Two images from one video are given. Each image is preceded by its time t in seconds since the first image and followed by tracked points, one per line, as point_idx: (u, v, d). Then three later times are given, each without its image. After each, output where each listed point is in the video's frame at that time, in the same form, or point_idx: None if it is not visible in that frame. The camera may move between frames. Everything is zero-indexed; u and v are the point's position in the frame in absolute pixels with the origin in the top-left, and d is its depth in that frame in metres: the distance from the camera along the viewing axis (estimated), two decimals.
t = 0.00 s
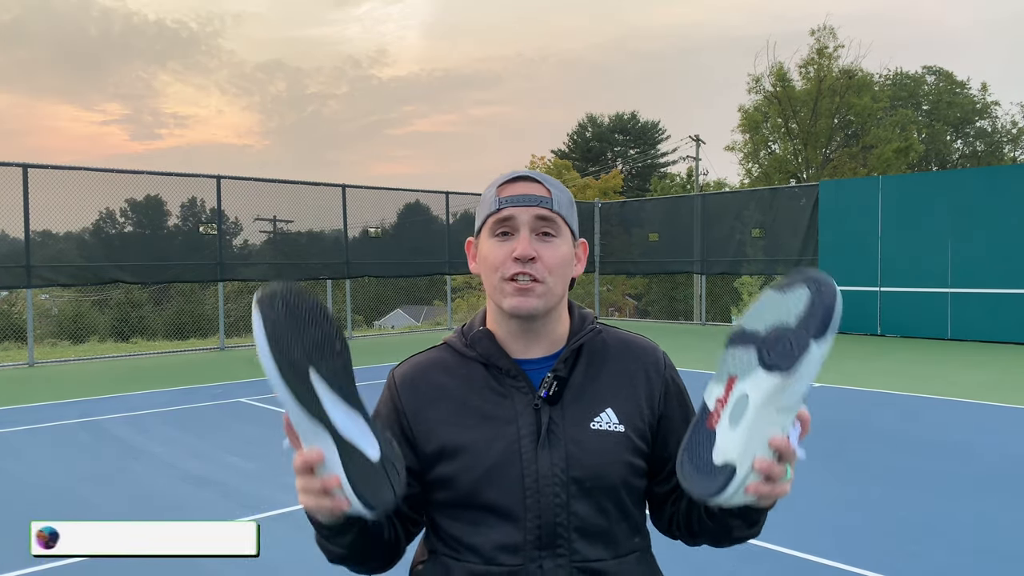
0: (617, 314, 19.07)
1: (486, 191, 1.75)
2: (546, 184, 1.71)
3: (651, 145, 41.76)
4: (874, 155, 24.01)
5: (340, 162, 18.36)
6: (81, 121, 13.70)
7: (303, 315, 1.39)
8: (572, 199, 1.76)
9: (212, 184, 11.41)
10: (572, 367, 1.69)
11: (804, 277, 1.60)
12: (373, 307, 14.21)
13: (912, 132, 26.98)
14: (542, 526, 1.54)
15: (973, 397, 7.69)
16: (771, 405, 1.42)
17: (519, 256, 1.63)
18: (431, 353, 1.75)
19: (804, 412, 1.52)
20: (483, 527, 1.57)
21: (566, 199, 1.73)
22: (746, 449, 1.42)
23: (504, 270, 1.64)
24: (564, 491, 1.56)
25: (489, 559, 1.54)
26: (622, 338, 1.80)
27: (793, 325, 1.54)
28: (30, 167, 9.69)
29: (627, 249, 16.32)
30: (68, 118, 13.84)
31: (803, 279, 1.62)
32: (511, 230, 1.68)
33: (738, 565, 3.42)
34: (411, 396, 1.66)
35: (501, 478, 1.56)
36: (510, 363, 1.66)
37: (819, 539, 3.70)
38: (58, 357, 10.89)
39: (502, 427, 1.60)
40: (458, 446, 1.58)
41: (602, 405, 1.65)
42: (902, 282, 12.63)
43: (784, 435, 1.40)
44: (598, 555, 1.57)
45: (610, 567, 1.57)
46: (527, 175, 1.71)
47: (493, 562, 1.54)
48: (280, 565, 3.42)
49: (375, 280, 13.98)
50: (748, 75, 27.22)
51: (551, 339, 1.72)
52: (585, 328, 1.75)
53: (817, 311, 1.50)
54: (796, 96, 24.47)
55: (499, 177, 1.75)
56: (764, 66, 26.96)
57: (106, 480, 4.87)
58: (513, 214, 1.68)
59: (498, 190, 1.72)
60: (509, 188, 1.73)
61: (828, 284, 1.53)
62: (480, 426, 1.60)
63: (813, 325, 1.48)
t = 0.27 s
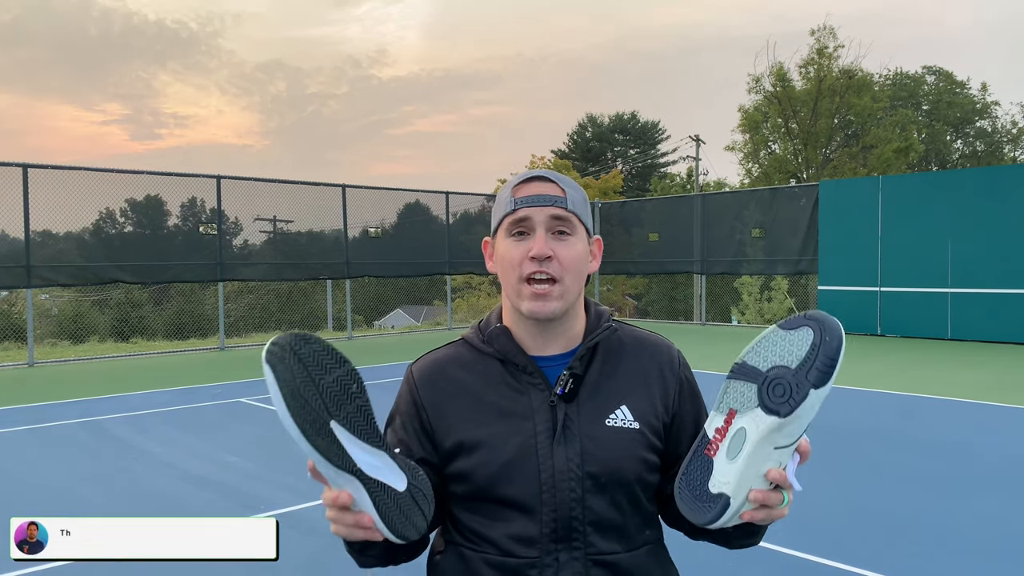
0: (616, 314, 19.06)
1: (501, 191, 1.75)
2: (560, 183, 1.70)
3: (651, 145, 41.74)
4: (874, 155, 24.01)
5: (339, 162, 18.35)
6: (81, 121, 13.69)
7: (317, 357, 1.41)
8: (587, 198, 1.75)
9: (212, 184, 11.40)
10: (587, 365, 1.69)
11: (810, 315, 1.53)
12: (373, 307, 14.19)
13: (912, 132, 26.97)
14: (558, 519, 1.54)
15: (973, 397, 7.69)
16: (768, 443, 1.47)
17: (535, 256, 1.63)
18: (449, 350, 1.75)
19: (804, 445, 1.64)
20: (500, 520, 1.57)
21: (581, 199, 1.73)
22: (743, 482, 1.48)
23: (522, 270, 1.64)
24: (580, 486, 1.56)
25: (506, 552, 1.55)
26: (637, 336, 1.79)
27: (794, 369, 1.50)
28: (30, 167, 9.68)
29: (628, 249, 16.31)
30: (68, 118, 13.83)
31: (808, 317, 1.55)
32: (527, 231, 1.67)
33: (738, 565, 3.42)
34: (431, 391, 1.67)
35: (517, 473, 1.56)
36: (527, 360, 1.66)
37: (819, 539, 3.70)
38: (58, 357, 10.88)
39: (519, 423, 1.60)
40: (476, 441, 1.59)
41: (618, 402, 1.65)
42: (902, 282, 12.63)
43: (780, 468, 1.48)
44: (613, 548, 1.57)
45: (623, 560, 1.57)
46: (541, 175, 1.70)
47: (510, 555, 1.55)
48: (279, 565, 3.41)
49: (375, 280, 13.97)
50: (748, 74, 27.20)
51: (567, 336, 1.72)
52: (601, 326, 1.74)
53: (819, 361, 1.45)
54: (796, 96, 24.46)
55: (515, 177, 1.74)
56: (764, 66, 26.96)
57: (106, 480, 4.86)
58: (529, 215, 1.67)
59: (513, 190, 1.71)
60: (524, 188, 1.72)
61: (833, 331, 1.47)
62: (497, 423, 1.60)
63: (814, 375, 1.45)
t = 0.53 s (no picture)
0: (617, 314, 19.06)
1: (509, 189, 1.76)
2: (568, 182, 1.71)
3: (651, 145, 41.75)
4: (874, 155, 24.02)
5: (339, 162, 18.36)
6: (81, 121, 13.69)
7: (321, 353, 1.41)
8: (593, 197, 1.75)
9: (212, 184, 11.40)
10: (593, 362, 1.69)
11: (806, 312, 1.53)
12: (373, 307, 14.15)
13: (912, 131, 26.98)
14: (561, 514, 1.54)
15: (973, 397, 7.69)
16: (762, 437, 1.37)
17: (542, 250, 1.63)
18: (456, 346, 1.76)
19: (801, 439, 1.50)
20: (504, 514, 1.57)
21: (587, 197, 1.73)
22: (736, 476, 1.41)
23: (528, 264, 1.64)
24: (583, 482, 1.56)
25: (508, 545, 1.55)
26: (643, 335, 1.79)
27: (788, 362, 1.45)
28: (30, 167, 9.67)
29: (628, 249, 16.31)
30: (68, 118, 13.82)
31: (805, 314, 1.54)
32: (534, 227, 1.67)
33: (738, 565, 3.42)
34: (438, 385, 1.67)
35: (521, 468, 1.56)
36: (533, 357, 1.66)
37: (819, 539, 3.69)
38: (58, 357, 10.88)
39: (524, 419, 1.60)
40: (481, 436, 1.59)
41: (622, 399, 1.64)
42: (902, 282, 12.62)
43: (778, 461, 1.36)
44: (614, 543, 1.57)
45: (626, 555, 1.56)
46: (549, 174, 1.71)
47: (512, 548, 1.55)
48: (279, 565, 3.41)
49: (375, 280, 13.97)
50: (748, 74, 27.20)
51: (573, 333, 1.72)
52: (607, 323, 1.74)
53: (812, 354, 1.39)
54: (796, 96, 24.46)
55: (522, 176, 1.75)
56: (764, 66, 26.96)
57: (106, 480, 4.86)
58: (536, 211, 1.68)
59: (521, 188, 1.72)
60: (532, 186, 1.72)
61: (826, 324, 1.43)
62: (502, 419, 1.60)
63: (806, 366, 1.37)
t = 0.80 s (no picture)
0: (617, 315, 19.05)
1: (505, 195, 1.75)
2: (563, 186, 1.70)
3: (651, 145, 41.74)
4: (874, 155, 24.02)
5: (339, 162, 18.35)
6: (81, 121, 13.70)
7: (325, 331, 1.41)
8: (589, 199, 1.75)
9: (212, 184, 11.40)
10: (591, 361, 1.69)
11: (804, 304, 1.52)
12: (373, 307, 14.14)
13: (912, 132, 26.97)
14: (557, 512, 1.54)
15: (973, 397, 7.69)
16: (754, 426, 1.40)
17: (539, 258, 1.63)
18: (457, 343, 1.76)
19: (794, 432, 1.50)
20: (500, 510, 1.58)
21: (583, 200, 1.72)
22: (724, 464, 1.44)
23: (525, 271, 1.64)
24: (579, 480, 1.55)
25: (504, 542, 1.55)
26: (642, 334, 1.79)
27: (781, 354, 1.47)
28: (30, 167, 9.67)
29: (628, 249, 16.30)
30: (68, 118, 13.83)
31: (803, 306, 1.54)
32: (532, 233, 1.67)
33: (739, 565, 3.42)
34: (438, 382, 1.67)
35: (518, 466, 1.56)
36: (532, 356, 1.65)
37: (817, 538, 3.70)
38: (58, 357, 10.88)
39: (523, 416, 1.60)
40: (479, 433, 1.59)
41: (620, 398, 1.64)
42: (902, 282, 12.63)
43: (766, 454, 1.40)
44: (610, 541, 1.56)
45: (622, 553, 1.56)
46: (544, 178, 1.70)
47: (508, 544, 1.55)
48: (279, 565, 3.41)
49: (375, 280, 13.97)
50: (748, 74, 27.20)
51: (571, 334, 1.71)
52: (606, 323, 1.73)
53: (806, 345, 1.41)
54: (796, 96, 24.47)
55: (518, 181, 1.74)
56: (764, 66, 26.97)
57: (106, 480, 4.86)
58: (533, 218, 1.68)
59: (516, 195, 1.71)
60: (527, 191, 1.72)
61: (821, 317, 1.45)
62: (501, 416, 1.60)
63: (800, 358, 1.39)
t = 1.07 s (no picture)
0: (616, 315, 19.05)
1: (497, 196, 1.75)
2: (555, 186, 1.69)
3: (651, 145, 41.73)
4: (874, 155, 24.02)
5: (339, 162, 18.36)
6: (81, 121, 13.70)
7: (315, 366, 1.44)
8: (582, 198, 1.74)
9: (212, 184, 11.40)
10: (584, 364, 1.68)
11: (808, 330, 1.50)
12: (373, 307, 14.16)
13: (912, 132, 26.97)
14: (549, 517, 1.54)
15: (973, 396, 7.70)
16: (753, 451, 1.45)
17: (532, 259, 1.63)
18: (449, 344, 1.76)
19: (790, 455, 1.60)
20: (493, 514, 1.58)
21: (576, 199, 1.72)
22: (721, 485, 1.47)
23: (519, 273, 1.64)
24: (572, 485, 1.56)
25: (496, 546, 1.56)
26: (636, 336, 1.79)
27: (782, 381, 1.48)
28: (30, 167, 9.67)
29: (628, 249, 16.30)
30: (68, 118, 13.83)
31: (804, 332, 1.53)
32: (524, 235, 1.67)
33: (738, 565, 3.42)
34: (430, 384, 1.67)
35: (511, 470, 1.56)
36: (526, 359, 1.65)
37: (817, 539, 3.70)
38: (58, 357, 10.88)
39: (516, 420, 1.60)
40: (472, 437, 1.59)
41: (613, 403, 1.64)
42: (902, 282, 12.63)
43: (762, 477, 1.46)
44: (602, 546, 1.57)
45: (614, 559, 1.57)
46: (536, 178, 1.70)
47: (500, 548, 1.56)
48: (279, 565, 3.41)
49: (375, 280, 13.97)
50: (749, 74, 27.18)
51: (565, 336, 1.71)
52: (600, 325, 1.73)
53: (807, 377, 1.42)
54: (796, 96, 24.46)
55: (509, 181, 1.74)
56: (764, 66, 26.97)
57: (106, 480, 4.86)
58: (525, 219, 1.67)
59: (508, 195, 1.71)
60: (519, 192, 1.72)
61: (824, 348, 1.44)
62: (494, 420, 1.60)
63: (801, 390, 1.42)
